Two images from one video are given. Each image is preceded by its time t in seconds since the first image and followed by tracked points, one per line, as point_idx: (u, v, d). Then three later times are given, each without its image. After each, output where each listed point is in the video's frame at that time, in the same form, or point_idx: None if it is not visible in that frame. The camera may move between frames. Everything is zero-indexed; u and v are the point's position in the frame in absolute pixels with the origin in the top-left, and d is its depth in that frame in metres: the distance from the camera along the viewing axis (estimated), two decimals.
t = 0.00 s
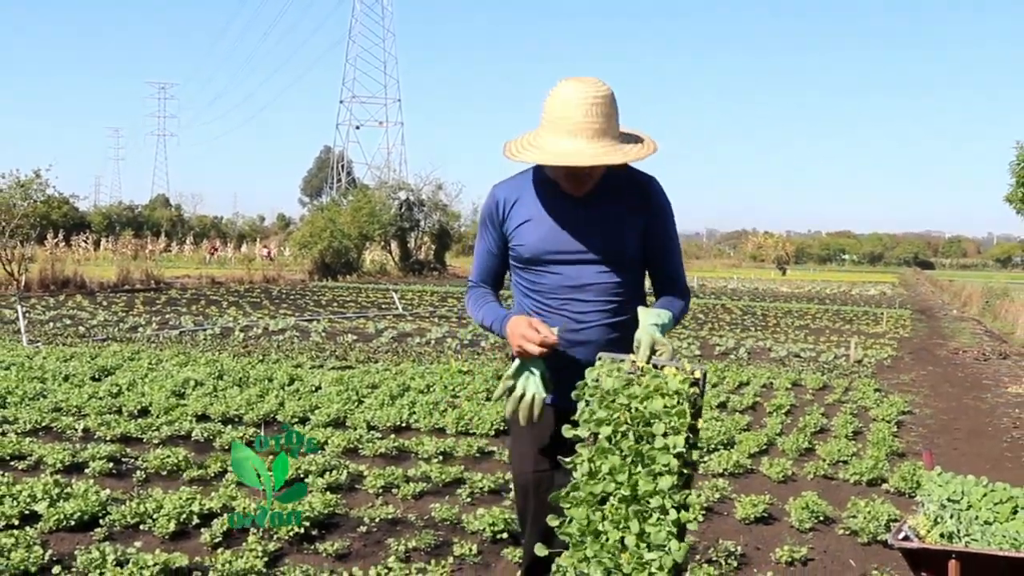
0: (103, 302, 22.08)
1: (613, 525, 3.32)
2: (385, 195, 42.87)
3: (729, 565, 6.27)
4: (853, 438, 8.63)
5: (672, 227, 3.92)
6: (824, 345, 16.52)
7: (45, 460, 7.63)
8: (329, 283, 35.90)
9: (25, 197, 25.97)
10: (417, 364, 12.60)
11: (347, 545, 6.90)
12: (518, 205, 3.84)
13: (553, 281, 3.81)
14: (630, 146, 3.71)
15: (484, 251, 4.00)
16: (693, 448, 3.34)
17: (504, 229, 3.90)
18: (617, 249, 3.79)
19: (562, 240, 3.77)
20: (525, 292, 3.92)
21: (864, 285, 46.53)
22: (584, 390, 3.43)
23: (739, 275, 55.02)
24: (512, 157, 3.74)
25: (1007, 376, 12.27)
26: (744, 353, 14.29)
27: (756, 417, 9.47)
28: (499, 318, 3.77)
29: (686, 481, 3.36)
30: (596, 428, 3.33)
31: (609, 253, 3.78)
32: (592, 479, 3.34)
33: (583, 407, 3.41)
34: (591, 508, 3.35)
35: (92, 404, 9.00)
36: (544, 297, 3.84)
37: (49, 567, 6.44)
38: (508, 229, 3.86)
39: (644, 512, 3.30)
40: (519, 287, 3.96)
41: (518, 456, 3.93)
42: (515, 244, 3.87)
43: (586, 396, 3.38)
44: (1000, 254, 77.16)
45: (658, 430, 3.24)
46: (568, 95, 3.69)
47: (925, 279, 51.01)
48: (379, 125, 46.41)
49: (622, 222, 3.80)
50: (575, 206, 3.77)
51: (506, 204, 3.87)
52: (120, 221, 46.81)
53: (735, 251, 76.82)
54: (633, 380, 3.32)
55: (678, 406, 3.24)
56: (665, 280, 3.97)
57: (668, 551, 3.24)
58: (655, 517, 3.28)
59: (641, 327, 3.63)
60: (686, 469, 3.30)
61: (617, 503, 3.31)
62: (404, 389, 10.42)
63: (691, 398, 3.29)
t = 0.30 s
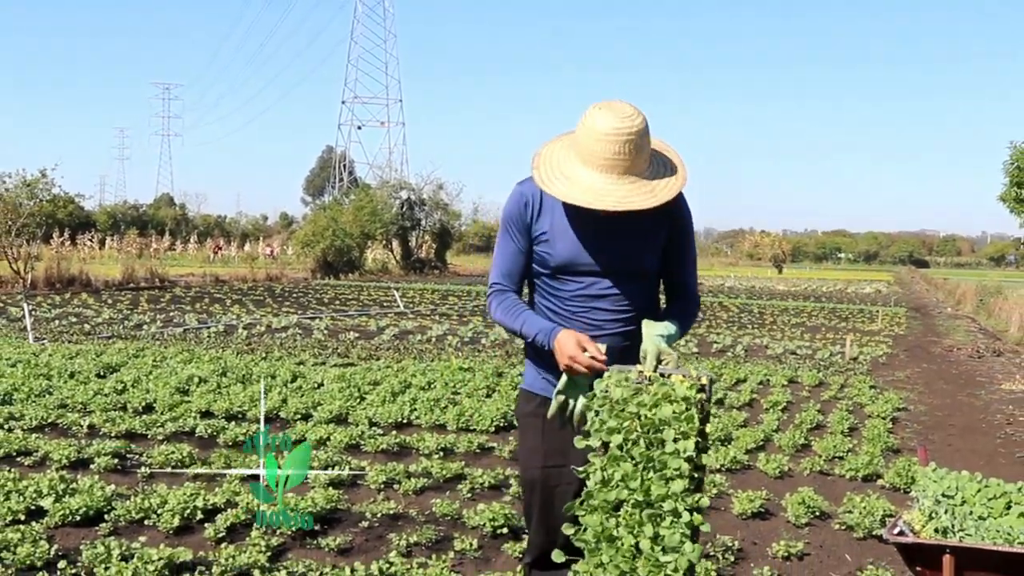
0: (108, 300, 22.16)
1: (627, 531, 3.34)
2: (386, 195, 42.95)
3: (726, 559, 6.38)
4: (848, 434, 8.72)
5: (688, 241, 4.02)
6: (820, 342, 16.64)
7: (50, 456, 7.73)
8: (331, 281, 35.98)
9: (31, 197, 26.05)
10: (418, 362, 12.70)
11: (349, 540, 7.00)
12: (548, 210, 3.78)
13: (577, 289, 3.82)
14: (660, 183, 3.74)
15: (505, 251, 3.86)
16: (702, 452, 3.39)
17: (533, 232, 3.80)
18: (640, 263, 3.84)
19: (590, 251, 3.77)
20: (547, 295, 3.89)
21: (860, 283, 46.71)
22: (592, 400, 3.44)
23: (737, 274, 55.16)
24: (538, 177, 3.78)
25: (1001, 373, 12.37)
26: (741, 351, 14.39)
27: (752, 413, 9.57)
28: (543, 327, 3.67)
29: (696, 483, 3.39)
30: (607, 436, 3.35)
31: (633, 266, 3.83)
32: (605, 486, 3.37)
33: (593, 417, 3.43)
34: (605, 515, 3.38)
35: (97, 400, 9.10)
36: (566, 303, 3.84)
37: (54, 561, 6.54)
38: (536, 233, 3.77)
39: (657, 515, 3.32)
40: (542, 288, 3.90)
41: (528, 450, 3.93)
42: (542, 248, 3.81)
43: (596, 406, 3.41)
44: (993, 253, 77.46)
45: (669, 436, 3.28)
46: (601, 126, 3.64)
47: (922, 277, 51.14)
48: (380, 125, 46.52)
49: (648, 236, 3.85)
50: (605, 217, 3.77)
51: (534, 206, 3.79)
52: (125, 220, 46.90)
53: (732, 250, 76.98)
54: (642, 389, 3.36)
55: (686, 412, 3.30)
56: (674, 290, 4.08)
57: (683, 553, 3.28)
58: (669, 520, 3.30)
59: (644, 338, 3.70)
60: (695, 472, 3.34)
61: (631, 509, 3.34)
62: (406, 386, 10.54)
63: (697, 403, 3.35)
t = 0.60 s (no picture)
0: (114, 297, 22.32)
1: (643, 529, 3.28)
2: (388, 194, 43.06)
3: (722, 554, 6.48)
4: (844, 431, 8.83)
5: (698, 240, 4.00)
6: (816, 339, 16.75)
7: (57, 452, 7.84)
8: (333, 279, 36.11)
9: (38, 196, 26.18)
10: (420, 359, 12.81)
11: (351, 535, 7.11)
12: (562, 209, 3.73)
13: (589, 290, 3.78)
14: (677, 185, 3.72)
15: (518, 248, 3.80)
16: (713, 447, 3.31)
17: (547, 231, 3.74)
18: (654, 264, 3.82)
19: (604, 251, 3.73)
20: (559, 294, 3.85)
21: (856, 281, 46.88)
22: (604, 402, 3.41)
23: (734, 272, 55.30)
24: (556, 176, 3.72)
25: (994, 370, 12.49)
26: (738, 348, 14.49)
27: (749, 410, 9.66)
28: (560, 336, 3.60)
29: (709, 478, 3.32)
30: (618, 437, 3.31)
31: (647, 268, 3.81)
32: (618, 486, 3.32)
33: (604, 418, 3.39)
34: (621, 514, 3.33)
35: (102, 397, 9.21)
36: (579, 303, 3.80)
37: (61, 556, 6.65)
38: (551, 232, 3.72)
39: (672, 513, 3.26)
40: (555, 286, 3.85)
41: (535, 447, 3.99)
42: (556, 248, 3.76)
43: (607, 407, 3.37)
44: (987, 251, 77.72)
45: (678, 433, 3.22)
46: (620, 131, 3.59)
47: (917, 275, 51.33)
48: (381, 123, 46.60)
49: (663, 238, 3.83)
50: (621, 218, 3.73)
51: (549, 204, 3.74)
52: (130, 219, 47.06)
53: (730, 248, 77.12)
54: (649, 387, 3.31)
55: (693, 408, 3.22)
56: (682, 290, 4.08)
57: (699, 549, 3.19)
58: (682, 516, 3.24)
59: (651, 336, 3.67)
60: (706, 468, 3.26)
61: (646, 508, 3.29)
62: (407, 383, 10.63)
63: (706, 399, 3.28)
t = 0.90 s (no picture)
0: (119, 296, 22.42)
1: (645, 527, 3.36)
2: (390, 193, 43.17)
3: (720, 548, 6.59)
4: (840, 427, 8.93)
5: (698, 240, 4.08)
6: (811, 337, 16.84)
7: (63, 448, 7.93)
8: (335, 278, 36.19)
9: (44, 195, 26.26)
10: (421, 356, 12.91)
11: (353, 529, 7.21)
12: (566, 212, 3.81)
13: (591, 290, 3.88)
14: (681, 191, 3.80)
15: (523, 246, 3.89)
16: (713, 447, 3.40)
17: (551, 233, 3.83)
18: (655, 265, 3.91)
19: (606, 253, 3.81)
20: (562, 293, 3.95)
21: (852, 279, 47.02)
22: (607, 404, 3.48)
23: (732, 270, 55.37)
24: (562, 179, 3.80)
25: (988, 367, 12.60)
26: (736, 345, 14.59)
27: (746, 407, 9.75)
28: (569, 338, 3.69)
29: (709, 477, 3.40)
30: (620, 438, 3.37)
31: (648, 270, 3.90)
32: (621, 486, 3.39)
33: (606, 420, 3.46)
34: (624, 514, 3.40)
35: (107, 394, 9.31)
36: (582, 302, 3.90)
37: (66, 550, 6.75)
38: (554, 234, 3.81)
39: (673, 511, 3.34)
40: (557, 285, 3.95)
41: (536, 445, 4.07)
42: (560, 249, 3.85)
43: (609, 409, 3.45)
44: (979, 249, 77.88)
45: (679, 433, 3.29)
46: (628, 138, 3.67)
47: (913, 273, 51.44)
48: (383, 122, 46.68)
49: (664, 241, 3.92)
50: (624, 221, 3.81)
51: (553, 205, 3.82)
52: (135, 218, 47.18)
53: (727, 247, 77.18)
54: (651, 389, 3.39)
55: (694, 408, 3.31)
56: (683, 290, 4.18)
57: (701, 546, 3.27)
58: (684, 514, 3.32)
59: (653, 339, 3.76)
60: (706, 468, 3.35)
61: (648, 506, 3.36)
62: (408, 379, 10.73)
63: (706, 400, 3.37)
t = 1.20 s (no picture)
0: (125, 293, 22.55)
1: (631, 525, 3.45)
2: (392, 192, 43.28)
3: (718, 543, 6.69)
4: (836, 423, 9.02)
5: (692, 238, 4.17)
6: (808, 334, 16.95)
7: (68, 443, 8.03)
8: (338, 276, 36.32)
9: (50, 194, 26.38)
10: (422, 353, 13.02)
11: (355, 525, 7.31)
12: (562, 209, 3.88)
13: (588, 287, 3.95)
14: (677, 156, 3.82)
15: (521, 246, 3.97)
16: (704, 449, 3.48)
17: (549, 232, 3.91)
18: (652, 262, 3.99)
19: (604, 251, 3.88)
20: (561, 291, 4.02)
21: (847, 277, 47.20)
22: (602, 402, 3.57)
23: (728, 268, 55.65)
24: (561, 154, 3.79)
25: (982, 364, 12.70)
26: (733, 343, 14.70)
27: (743, 403, 9.85)
28: (568, 336, 3.78)
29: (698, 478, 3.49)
30: (614, 435, 3.47)
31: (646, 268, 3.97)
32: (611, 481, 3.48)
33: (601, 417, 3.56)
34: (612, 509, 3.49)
35: (113, 390, 9.42)
36: (580, 301, 3.98)
37: (72, 545, 6.85)
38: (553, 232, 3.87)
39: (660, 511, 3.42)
40: (556, 282, 4.02)
41: (536, 441, 4.17)
42: (558, 247, 3.92)
43: (603, 406, 3.55)
44: (973, 247, 78.03)
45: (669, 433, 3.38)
46: (626, 100, 3.71)
47: (909, 271, 51.63)
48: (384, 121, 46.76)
49: (659, 239, 3.99)
50: (620, 219, 3.89)
51: (550, 204, 3.90)
52: (140, 217, 47.31)
53: (725, 245, 77.36)
54: (645, 389, 3.48)
55: (686, 411, 3.39)
56: (678, 288, 4.28)
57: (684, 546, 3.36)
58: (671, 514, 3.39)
59: (652, 337, 3.81)
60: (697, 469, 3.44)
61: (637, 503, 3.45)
62: (409, 376, 10.84)
63: (699, 402, 3.44)
